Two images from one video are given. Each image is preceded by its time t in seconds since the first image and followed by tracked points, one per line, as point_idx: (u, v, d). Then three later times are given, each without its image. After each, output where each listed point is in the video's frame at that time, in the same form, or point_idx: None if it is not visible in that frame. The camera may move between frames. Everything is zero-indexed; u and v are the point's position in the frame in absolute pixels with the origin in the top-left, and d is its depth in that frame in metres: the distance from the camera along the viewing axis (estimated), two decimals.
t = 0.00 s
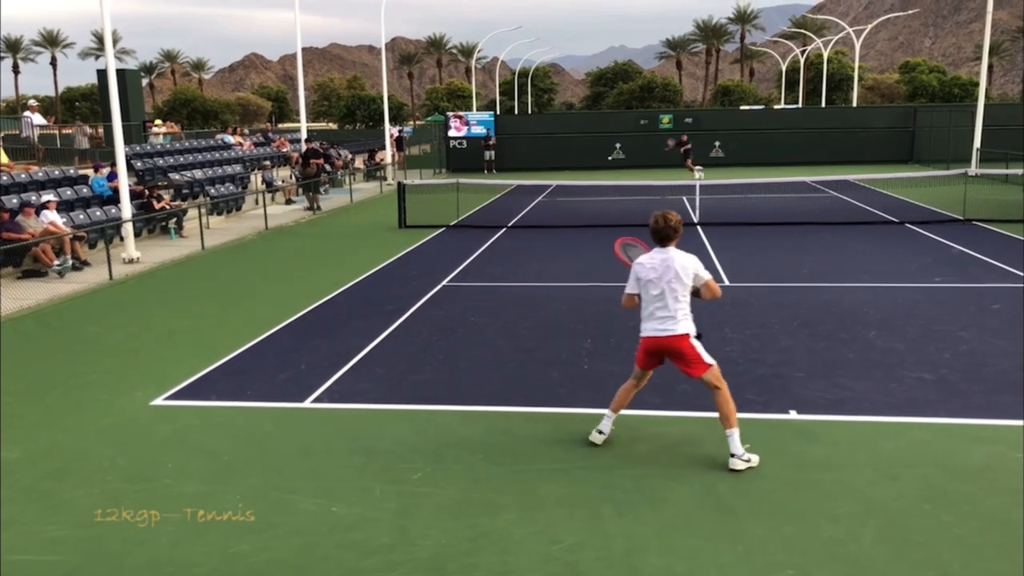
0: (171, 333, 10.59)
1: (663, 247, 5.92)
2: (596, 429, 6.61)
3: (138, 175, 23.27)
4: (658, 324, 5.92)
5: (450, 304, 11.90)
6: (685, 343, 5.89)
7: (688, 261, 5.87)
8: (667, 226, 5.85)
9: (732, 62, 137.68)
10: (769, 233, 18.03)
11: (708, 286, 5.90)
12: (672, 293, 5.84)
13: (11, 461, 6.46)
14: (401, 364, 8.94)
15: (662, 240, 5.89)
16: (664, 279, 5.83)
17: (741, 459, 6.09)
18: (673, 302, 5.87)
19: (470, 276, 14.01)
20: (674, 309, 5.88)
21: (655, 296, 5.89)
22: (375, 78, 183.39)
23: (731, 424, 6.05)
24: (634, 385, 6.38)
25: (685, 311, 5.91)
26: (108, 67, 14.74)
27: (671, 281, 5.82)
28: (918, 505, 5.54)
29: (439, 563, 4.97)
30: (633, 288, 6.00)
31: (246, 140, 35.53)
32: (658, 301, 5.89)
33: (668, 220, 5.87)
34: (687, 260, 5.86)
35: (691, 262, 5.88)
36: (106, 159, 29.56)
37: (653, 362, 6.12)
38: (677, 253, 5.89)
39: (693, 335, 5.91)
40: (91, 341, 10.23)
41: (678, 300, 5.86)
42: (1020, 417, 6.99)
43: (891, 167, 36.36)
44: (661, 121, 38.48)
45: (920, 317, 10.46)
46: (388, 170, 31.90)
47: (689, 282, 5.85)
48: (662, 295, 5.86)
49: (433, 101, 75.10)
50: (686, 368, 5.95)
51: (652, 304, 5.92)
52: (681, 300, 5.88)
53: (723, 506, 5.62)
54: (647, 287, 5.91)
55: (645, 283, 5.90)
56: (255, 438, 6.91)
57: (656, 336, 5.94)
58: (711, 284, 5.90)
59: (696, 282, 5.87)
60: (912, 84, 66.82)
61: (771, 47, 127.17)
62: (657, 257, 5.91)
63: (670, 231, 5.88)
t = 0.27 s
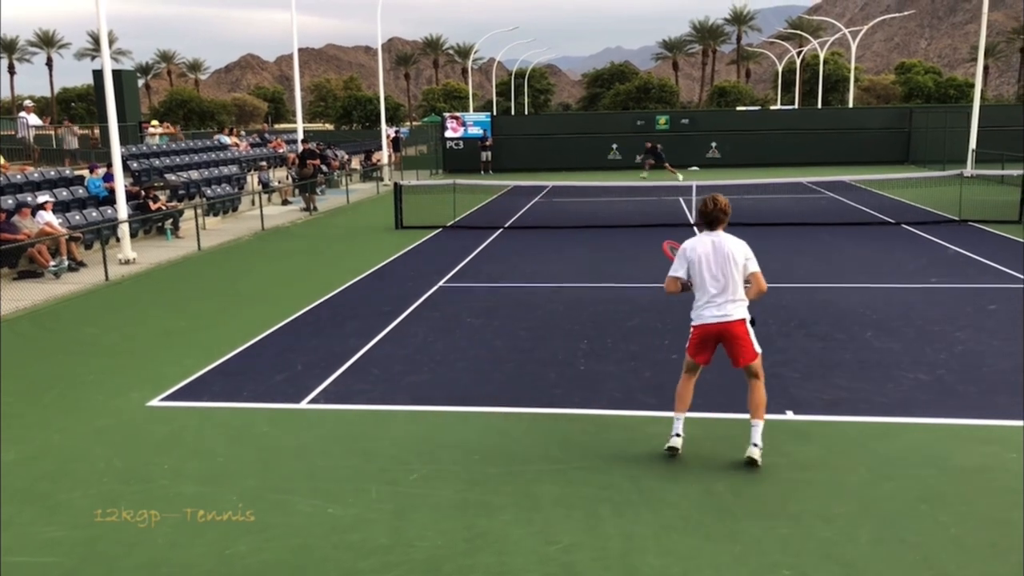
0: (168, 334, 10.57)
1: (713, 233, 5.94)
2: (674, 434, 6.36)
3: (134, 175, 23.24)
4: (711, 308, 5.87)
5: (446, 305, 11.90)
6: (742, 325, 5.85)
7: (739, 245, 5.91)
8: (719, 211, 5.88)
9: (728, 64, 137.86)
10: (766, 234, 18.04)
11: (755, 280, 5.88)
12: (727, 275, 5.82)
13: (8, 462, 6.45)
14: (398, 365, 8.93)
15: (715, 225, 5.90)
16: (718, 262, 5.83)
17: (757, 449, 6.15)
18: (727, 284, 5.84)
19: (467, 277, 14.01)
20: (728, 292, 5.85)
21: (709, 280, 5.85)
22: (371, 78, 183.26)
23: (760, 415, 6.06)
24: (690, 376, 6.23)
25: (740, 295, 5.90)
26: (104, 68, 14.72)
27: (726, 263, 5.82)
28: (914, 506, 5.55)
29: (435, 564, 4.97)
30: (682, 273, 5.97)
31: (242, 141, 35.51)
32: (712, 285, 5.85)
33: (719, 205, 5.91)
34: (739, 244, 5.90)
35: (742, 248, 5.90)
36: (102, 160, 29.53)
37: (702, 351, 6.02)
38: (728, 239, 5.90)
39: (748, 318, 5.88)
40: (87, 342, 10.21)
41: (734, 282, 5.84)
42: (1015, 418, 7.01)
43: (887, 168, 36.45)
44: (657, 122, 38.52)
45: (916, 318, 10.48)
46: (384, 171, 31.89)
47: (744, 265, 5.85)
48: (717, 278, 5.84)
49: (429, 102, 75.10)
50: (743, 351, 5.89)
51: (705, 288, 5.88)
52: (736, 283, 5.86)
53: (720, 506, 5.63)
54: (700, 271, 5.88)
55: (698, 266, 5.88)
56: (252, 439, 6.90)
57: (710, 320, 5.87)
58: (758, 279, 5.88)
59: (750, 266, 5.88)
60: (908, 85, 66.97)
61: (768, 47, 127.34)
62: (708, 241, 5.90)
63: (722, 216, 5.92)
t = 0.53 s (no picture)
0: (167, 335, 10.58)
1: (744, 266, 5.66)
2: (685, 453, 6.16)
3: (133, 176, 23.26)
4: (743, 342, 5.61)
5: (446, 306, 11.91)
6: (775, 358, 5.61)
7: (769, 278, 5.66)
8: (753, 244, 5.59)
9: (727, 64, 137.93)
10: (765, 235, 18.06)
11: (786, 312, 5.65)
12: (759, 309, 5.58)
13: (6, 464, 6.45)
14: (397, 366, 8.94)
15: (748, 259, 5.62)
16: (751, 295, 5.57)
17: (832, 473, 5.83)
18: (759, 318, 5.59)
19: (466, 278, 14.02)
20: (761, 326, 5.60)
21: (742, 313, 5.59)
22: (370, 79, 183.34)
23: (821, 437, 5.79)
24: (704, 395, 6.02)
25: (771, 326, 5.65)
26: (103, 69, 14.72)
27: (760, 297, 5.57)
28: (914, 507, 5.55)
29: (435, 564, 4.98)
30: (710, 305, 5.70)
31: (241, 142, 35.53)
32: (745, 319, 5.59)
33: (751, 238, 5.61)
34: (770, 277, 5.65)
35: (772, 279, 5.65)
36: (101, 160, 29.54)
37: (734, 381, 5.79)
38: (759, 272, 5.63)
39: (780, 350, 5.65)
40: (86, 343, 10.21)
41: (767, 315, 5.60)
42: (1014, 418, 7.01)
43: (885, 168, 36.50)
44: (656, 123, 38.55)
45: (915, 318, 10.49)
46: (383, 172, 31.90)
47: (777, 299, 5.60)
48: (750, 311, 5.58)
49: (428, 103, 75.13)
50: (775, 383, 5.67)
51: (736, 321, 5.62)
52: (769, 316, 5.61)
53: (719, 507, 5.63)
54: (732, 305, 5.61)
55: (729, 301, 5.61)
56: (251, 441, 6.90)
57: (743, 353, 5.62)
58: (789, 313, 5.65)
59: (781, 299, 5.64)
60: (906, 86, 67.04)
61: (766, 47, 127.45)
62: (740, 275, 5.63)
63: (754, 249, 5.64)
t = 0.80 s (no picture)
0: (168, 335, 10.59)
1: (712, 252, 5.91)
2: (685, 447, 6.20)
3: (133, 177, 23.24)
4: (696, 324, 5.81)
5: (445, 306, 11.91)
6: (724, 342, 5.81)
7: (735, 270, 5.90)
8: (725, 232, 5.85)
9: (727, 64, 138.05)
10: (764, 234, 18.06)
11: (743, 305, 5.86)
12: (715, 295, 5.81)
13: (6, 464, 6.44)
14: (397, 366, 8.95)
15: (718, 245, 5.87)
16: (710, 280, 5.80)
17: (779, 451, 6.06)
18: (715, 303, 5.81)
19: (466, 278, 14.01)
20: (715, 310, 5.81)
21: (699, 295, 5.82)
22: (369, 79, 183.37)
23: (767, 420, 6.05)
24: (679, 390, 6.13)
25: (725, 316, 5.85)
26: (102, 70, 14.71)
27: (718, 282, 5.80)
28: (914, 506, 5.55)
29: (435, 565, 4.97)
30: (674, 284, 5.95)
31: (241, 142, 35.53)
32: (701, 301, 5.81)
33: (725, 227, 5.87)
34: (735, 268, 5.89)
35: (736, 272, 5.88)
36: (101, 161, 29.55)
37: (687, 366, 5.96)
38: (724, 260, 5.88)
39: (730, 337, 5.84)
40: (86, 344, 10.22)
41: (723, 301, 5.82)
42: (1014, 418, 7.01)
43: (885, 168, 36.50)
44: (656, 122, 38.55)
45: (915, 318, 10.48)
46: (383, 172, 31.89)
47: (736, 288, 5.83)
48: (706, 294, 5.81)
49: (428, 103, 75.10)
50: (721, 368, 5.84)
51: (693, 302, 5.84)
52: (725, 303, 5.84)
53: (719, 507, 5.63)
54: (692, 286, 5.85)
55: (690, 280, 5.86)
56: (251, 440, 6.91)
57: (693, 334, 5.81)
58: (747, 305, 5.85)
59: (741, 290, 5.86)
60: (906, 86, 67.06)
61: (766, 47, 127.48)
62: (705, 259, 5.88)
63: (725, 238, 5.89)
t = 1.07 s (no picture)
0: (168, 336, 10.61)
1: (652, 265, 6.06)
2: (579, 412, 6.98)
3: (132, 177, 23.23)
4: (628, 333, 6.10)
5: (445, 306, 11.91)
6: (656, 352, 6.06)
7: (672, 283, 6.02)
8: (661, 247, 5.96)
9: (726, 64, 138.03)
10: (764, 234, 18.07)
11: (676, 318, 6.04)
12: (646, 309, 6.02)
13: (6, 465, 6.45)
14: (396, 366, 8.95)
15: (655, 260, 6.01)
16: (644, 294, 6.00)
17: (714, 445, 6.33)
18: (648, 315, 6.02)
19: (465, 278, 14.01)
20: (647, 323, 6.03)
21: (632, 306, 6.05)
22: (369, 79, 183.38)
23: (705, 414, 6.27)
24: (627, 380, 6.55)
25: (657, 328, 6.05)
26: (101, 70, 14.70)
27: (651, 296, 5.98)
28: (914, 506, 5.55)
29: (435, 565, 4.98)
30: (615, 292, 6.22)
31: (240, 143, 35.52)
32: (633, 313, 6.05)
33: (662, 242, 5.97)
34: (672, 282, 6.01)
35: (671, 287, 5.99)
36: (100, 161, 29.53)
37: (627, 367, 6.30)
38: (660, 274, 6.02)
39: (663, 347, 6.06)
40: (86, 344, 10.23)
41: (656, 314, 6.02)
42: (1014, 417, 7.01)
43: (885, 167, 36.50)
44: (655, 122, 38.53)
45: (914, 317, 10.48)
46: (382, 172, 31.88)
47: (668, 301, 5.99)
48: (639, 306, 6.03)
49: (427, 103, 75.05)
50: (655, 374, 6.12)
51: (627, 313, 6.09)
52: (659, 314, 6.04)
53: (719, 506, 5.63)
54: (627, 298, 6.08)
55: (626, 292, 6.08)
56: (251, 441, 6.91)
57: (628, 342, 6.12)
58: (679, 318, 6.04)
59: (674, 303, 6.02)
60: (905, 85, 67.12)
61: (766, 47, 127.54)
62: (642, 273, 6.05)
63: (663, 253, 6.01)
